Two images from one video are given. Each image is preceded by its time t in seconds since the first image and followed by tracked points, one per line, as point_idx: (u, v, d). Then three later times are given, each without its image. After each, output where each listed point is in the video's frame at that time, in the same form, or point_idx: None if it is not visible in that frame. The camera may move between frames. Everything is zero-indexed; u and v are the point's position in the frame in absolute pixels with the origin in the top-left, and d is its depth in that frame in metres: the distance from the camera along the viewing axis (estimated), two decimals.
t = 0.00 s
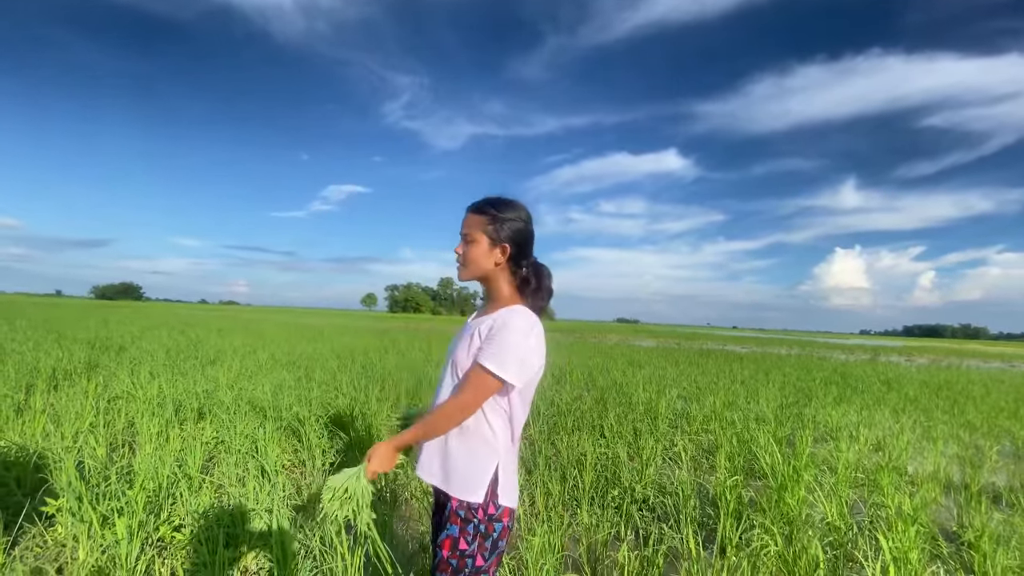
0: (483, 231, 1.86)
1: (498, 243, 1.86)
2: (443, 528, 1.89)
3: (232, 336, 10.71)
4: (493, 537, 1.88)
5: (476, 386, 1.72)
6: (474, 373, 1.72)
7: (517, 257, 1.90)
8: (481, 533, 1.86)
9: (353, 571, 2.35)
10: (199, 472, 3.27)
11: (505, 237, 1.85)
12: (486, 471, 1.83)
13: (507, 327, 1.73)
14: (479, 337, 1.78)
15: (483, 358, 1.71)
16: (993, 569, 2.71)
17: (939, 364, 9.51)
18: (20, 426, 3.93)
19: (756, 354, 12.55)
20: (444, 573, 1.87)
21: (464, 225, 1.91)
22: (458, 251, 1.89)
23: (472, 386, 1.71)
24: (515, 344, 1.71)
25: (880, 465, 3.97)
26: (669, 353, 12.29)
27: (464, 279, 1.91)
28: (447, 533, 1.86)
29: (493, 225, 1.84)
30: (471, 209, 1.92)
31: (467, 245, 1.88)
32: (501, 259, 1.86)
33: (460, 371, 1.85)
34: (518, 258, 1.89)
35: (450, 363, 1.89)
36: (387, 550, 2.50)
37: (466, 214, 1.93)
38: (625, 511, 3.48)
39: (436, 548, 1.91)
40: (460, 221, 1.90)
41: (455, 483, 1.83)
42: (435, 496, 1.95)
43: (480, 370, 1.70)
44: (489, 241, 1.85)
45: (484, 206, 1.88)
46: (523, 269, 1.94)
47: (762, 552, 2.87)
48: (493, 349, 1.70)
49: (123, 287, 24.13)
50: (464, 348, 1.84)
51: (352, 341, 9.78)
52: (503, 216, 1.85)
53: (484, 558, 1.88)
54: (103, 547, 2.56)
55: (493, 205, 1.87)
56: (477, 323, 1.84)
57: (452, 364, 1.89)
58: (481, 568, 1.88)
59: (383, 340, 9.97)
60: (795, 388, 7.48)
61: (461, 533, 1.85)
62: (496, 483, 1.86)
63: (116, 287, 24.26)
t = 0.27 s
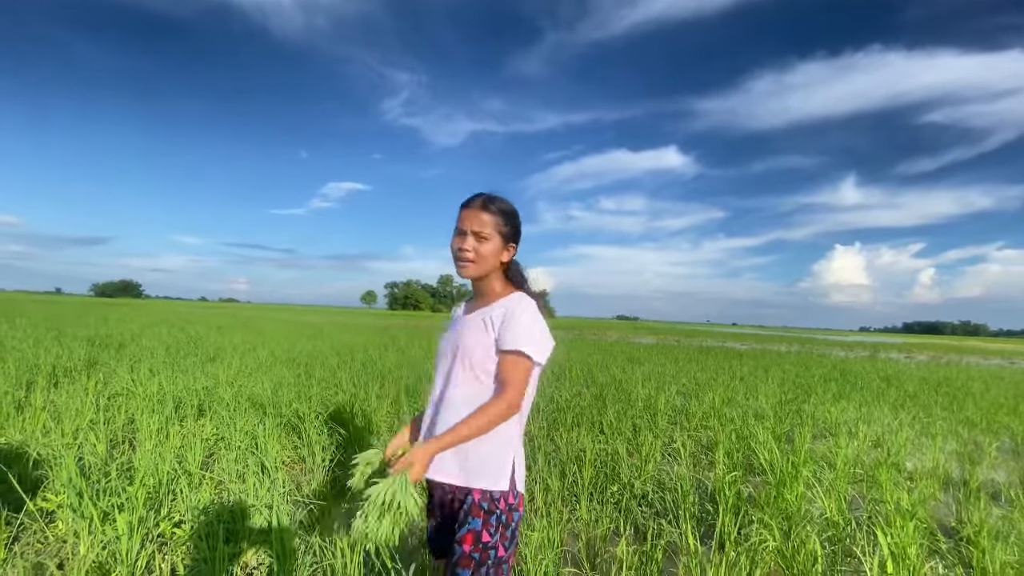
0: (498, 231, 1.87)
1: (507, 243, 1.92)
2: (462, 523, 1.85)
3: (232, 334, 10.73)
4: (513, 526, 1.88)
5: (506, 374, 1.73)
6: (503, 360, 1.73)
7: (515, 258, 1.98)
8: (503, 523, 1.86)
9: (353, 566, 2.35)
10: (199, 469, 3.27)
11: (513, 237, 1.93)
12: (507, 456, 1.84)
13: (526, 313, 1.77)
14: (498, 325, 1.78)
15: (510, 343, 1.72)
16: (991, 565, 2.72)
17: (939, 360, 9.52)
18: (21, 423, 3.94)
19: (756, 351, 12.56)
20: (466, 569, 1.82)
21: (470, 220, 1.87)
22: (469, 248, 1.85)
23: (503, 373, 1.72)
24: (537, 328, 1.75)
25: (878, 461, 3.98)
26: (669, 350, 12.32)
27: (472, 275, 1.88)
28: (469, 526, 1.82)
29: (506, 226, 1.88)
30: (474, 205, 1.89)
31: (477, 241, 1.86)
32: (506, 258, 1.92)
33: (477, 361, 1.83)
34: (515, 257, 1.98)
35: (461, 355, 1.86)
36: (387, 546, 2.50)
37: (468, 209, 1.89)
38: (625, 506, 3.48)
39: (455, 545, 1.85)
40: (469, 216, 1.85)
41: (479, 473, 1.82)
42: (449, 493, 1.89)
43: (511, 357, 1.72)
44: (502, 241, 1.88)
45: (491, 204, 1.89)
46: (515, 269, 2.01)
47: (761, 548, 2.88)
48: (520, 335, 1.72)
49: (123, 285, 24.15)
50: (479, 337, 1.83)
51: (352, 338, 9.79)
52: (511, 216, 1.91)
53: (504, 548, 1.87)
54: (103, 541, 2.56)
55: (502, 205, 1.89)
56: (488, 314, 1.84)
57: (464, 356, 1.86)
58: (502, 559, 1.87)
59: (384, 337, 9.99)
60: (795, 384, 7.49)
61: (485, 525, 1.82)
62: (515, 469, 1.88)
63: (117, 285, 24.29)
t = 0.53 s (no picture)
0: (500, 227, 1.91)
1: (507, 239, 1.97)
2: (497, 515, 1.82)
3: (232, 330, 10.74)
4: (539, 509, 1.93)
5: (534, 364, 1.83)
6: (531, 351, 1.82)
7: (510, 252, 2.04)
8: (534, 507, 1.89)
9: (352, 560, 2.35)
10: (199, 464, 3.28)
11: (512, 232, 1.98)
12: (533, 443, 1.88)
13: (543, 307, 1.89)
14: (521, 320, 1.85)
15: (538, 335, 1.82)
16: (989, 560, 2.73)
17: (939, 357, 9.53)
18: (21, 419, 3.95)
19: (756, 348, 12.57)
20: (506, 558, 1.82)
21: (472, 217, 1.89)
22: (474, 246, 1.87)
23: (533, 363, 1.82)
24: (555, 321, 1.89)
25: (877, 457, 3.99)
26: (669, 346, 12.33)
27: (476, 271, 1.90)
28: (508, 517, 1.80)
29: (506, 222, 1.92)
30: (474, 202, 1.90)
31: (480, 237, 1.88)
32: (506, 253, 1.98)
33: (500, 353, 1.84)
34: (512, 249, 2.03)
35: (482, 347, 1.85)
36: (387, 540, 2.51)
37: (468, 205, 1.90)
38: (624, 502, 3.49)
39: (491, 537, 1.83)
40: (472, 213, 1.86)
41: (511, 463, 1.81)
42: (478, 490, 1.82)
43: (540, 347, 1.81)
44: (504, 236, 1.92)
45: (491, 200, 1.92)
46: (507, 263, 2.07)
47: (760, 543, 2.89)
48: (545, 327, 1.84)
49: (124, 283, 24.17)
50: (501, 330, 1.84)
51: (352, 335, 9.80)
52: (510, 212, 1.96)
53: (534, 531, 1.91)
54: (104, 536, 2.57)
55: (502, 202, 1.91)
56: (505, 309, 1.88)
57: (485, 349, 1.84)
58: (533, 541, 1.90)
59: (384, 334, 10.00)
60: (795, 381, 7.49)
61: (521, 512, 1.83)
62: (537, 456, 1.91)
63: (117, 282, 24.32)
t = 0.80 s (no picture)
0: (505, 223, 1.95)
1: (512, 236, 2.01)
2: (521, 508, 1.83)
3: (234, 327, 10.75)
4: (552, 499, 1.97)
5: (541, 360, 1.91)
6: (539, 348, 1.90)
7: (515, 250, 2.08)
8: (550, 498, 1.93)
9: (352, 555, 2.35)
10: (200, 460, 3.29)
11: (517, 230, 2.02)
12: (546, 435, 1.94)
13: (549, 305, 1.95)
14: (533, 316, 1.89)
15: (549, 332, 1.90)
16: (988, 556, 2.74)
17: (940, 355, 9.53)
18: (23, 416, 3.96)
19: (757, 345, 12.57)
20: (531, 549, 1.83)
21: (478, 214, 1.92)
22: (481, 242, 1.91)
23: (540, 359, 1.90)
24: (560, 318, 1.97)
25: (877, 454, 4.00)
26: (669, 344, 12.33)
27: (482, 269, 1.92)
28: (531, 509, 1.83)
29: (512, 217, 1.97)
30: (480, 199, 1.94)
31: (487, 235, 1.92)
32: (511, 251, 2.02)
33: (516, 349, 1.85)
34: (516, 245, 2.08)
35: (500, 343, 1.84)
36: (387, 535, 2.51)
37: (474, 203, 1.94)
38: (624, 498, 3.50)
39: (514, 531, 1.83)
40: (478, 209, 1.90)
41: (532, 457, 1.84)
42: (499, 487, 1.82)
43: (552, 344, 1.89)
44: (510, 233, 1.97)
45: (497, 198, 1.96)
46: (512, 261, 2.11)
47: (759, 538, 2.90)
48: (554, 325, 1.91)
49: (125, 279, 24.21)
50: (518, 327, 1.85)
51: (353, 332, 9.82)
52: (516, 210, 2.00)
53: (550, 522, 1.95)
54: (106, 532, 2.58)
55: (506, 198, 1.96)
56: (520, 305, 1.89)
57: (503, 345, 1.84)
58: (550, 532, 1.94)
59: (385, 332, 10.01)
60: (795, 378, 7.50)
61: (542, 504, 1.86)
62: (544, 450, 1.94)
63: (118, 279, 24.35)
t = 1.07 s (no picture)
0: (515, 218, 1.93)
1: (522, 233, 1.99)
2: (530, 509, 1.84)
3: (236, 324, 10.77)
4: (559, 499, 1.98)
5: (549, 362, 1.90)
6: (547, 351, 1.89)
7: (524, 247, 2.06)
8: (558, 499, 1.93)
9: (355, 550, 2.37)
10: (203, 457, 3.31)
11: (526, 226, 2.01)
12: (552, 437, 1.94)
13: (559, 306, 1.95)
14: (543, 318, 1.88)
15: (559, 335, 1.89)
16: (988, 554, 2.74)
17: (942, 354, 9.49)
18: (28, 412, 3.98)
19: (759, 344, 12.56)
20: (539, 550, 1.84)
21: (488, 209, 1.90)
22: (491, 238, 1.88)
23: (549, 361, 1.90)
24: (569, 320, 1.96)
25: (878, 452, 4.00)
26: (671, 342, 12.33)
27: (491, 265, 1.90)
28: (539, 511, 1.83)
29: (521, 213, 1.95)
30: (490, 194, 1.92)
31: (496, 230, 1.90)
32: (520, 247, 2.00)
33: (525, 351, 1.85)
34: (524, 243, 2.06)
35: (510, 345, 1.84)
36: (390, 530, 2.52)
37: (484, 198, 1.92)
38: (625, 495, 3.50)
39: (522, 532, 1.84)
40: (488, 204, 1.87)
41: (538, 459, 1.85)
42: (506, 488, 1.82)
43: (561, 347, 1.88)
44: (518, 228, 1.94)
45: (506, 193, 1.94)
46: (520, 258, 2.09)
47: (759, 536, 2.91)
48: (564, 328, 1.90)
49: (128, 277, 24.23)
50: (527, 328, 1.85)
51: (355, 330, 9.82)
52: (526, 206, 1.98)
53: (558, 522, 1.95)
54: (110, 528, 2.59)
55: (515, 193, 1.94)
56: (526, 305, 1.88)
57: (512, 347, 1.84)
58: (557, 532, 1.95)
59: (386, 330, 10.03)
60: (797, 377, 7.49)
61: (550, 505, 1.87)
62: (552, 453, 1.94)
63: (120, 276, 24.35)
